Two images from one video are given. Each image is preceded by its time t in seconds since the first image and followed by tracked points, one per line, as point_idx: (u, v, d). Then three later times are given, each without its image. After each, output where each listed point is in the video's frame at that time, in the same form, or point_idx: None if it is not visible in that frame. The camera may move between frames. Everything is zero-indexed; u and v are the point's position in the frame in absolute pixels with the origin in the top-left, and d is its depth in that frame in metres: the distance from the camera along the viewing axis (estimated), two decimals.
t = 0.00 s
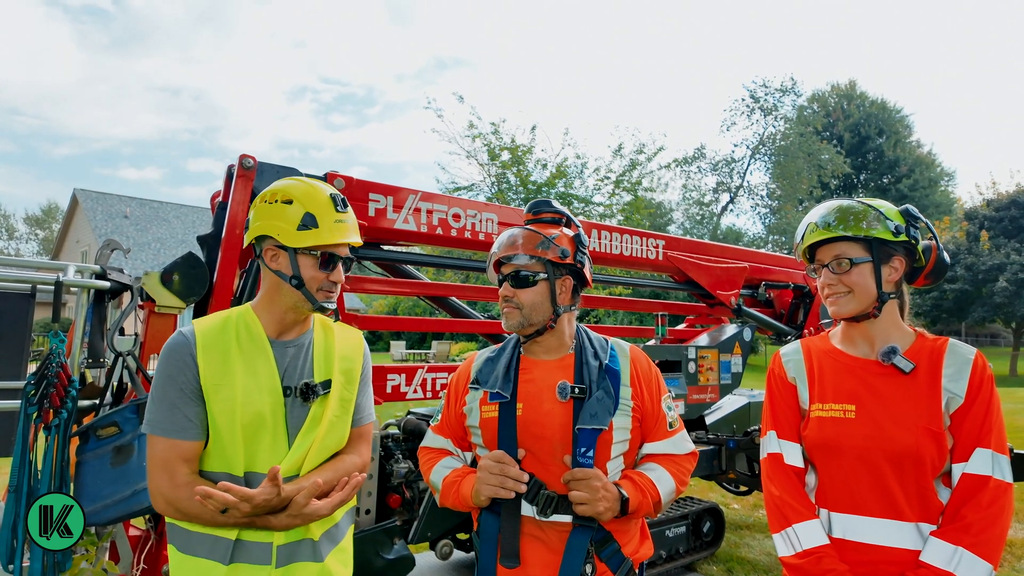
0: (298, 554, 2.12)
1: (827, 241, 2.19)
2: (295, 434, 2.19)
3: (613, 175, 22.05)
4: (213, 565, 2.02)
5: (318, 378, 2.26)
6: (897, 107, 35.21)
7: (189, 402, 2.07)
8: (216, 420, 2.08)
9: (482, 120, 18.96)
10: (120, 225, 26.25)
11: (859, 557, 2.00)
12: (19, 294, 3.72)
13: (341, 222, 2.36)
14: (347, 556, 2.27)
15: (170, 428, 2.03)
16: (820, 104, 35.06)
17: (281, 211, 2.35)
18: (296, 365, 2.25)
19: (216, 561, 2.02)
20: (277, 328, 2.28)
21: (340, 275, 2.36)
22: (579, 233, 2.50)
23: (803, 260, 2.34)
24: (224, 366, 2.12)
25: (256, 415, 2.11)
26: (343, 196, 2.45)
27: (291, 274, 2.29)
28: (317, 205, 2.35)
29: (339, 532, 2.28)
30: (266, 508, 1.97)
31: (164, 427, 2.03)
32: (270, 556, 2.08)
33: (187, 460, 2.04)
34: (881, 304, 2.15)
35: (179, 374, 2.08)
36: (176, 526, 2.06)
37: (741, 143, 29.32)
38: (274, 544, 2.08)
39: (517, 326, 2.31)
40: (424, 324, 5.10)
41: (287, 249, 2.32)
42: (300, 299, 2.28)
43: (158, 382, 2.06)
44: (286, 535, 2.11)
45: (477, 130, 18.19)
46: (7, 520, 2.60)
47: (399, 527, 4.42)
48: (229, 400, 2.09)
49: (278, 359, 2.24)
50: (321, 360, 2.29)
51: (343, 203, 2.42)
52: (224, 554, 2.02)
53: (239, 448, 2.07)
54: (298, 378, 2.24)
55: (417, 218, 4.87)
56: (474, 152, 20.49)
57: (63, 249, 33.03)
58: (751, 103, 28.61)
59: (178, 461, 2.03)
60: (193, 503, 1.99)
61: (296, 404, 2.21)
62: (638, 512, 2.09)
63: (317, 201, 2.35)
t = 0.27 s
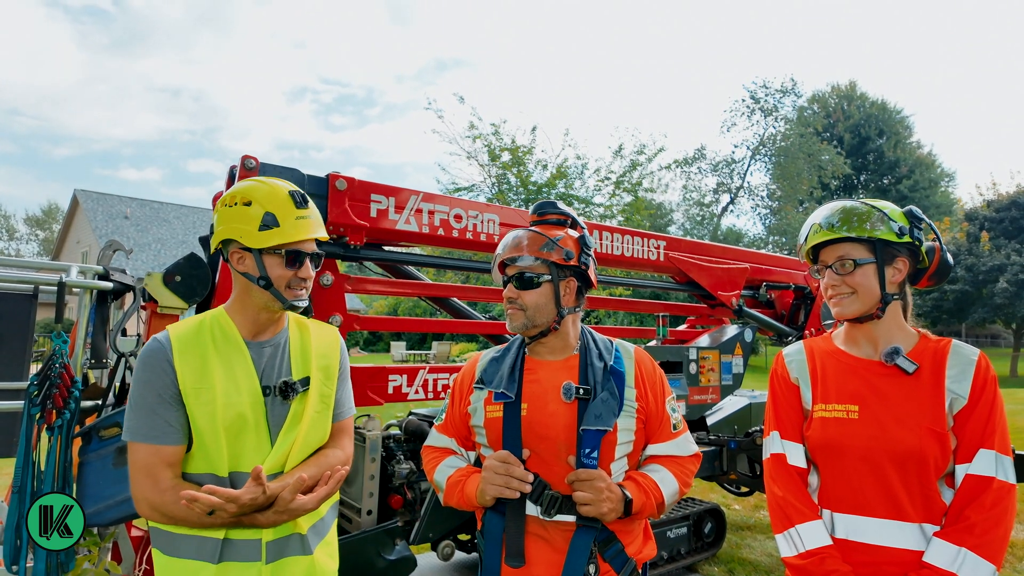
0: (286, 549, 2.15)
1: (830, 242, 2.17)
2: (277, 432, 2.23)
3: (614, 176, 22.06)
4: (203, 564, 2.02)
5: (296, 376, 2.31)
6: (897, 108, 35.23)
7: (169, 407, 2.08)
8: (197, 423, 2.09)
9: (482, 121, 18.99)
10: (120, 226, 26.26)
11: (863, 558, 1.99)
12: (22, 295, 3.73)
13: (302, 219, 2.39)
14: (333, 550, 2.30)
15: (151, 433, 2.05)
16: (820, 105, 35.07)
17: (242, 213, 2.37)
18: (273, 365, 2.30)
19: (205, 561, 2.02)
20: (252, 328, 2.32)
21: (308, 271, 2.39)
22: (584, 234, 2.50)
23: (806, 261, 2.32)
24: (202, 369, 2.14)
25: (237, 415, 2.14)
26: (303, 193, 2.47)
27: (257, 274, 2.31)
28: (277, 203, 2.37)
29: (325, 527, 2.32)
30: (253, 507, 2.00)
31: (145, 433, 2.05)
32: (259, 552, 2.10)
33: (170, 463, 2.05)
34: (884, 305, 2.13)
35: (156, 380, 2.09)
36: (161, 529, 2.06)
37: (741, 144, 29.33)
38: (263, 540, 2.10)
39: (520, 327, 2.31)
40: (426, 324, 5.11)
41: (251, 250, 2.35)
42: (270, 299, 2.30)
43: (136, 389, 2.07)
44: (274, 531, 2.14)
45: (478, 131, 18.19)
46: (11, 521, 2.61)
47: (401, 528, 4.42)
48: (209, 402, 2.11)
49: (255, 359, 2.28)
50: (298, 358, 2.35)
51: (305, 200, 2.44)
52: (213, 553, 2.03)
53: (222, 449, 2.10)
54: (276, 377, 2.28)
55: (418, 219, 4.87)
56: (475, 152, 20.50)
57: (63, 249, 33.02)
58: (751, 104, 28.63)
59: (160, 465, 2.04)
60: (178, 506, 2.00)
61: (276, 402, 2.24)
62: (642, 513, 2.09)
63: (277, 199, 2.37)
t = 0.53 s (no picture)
0: (277, 545, 2.17)
1: (831, 242, 2.17)
2: (265, 429, 2.25)
3: (614, 177, 22.06)
4: (195, 563, 2.03)
5: (283, 373, 2.33)
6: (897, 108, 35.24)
7: (157, 406, 2.09)
8: (185, 422, 2.10)
9: (482, 121, 19.00)
10: (121, 227, 26.27)
11: (864, 557, 1.99)
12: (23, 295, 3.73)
13: (284, 219, 2.41)
14: (322, 545, 2.32)
15: (139, 433, 2.05)
16: (820, 105, 35.08)
17: (223, 213, 2.39)
18: (259, 364, 2.31)
19: (196, 560, 2.03)
20: (237, 328, 2.34)
21: (291, 270, 2.41)
22: (588, 235, 2.49)
23: (807, 261, 2.32)
24: (189, 368, 2.15)
25: (225, 413, 2.15)
26: (284, 193, 2.49)
27: (241, 273, 2.33)
28: (258, 203, 2.39)
29: (315, 522, 2.33)
30: (244, 500, 2.02)
31: (132, 433, 2.04)
32: (250, 548, 2.11)
33: (159, 462, 2.06)
34: (886, 305, 2.13)
35: (143, 380, 2.09)
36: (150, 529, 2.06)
37: (741, 144, 29.33)
38: (254, 536, 2.12)
39: (522, 328, 2.31)
40: (427, 325, 5.12)
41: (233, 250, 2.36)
42: (254, 297, 2.32)
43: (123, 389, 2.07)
44: (265, 527, 2.15)
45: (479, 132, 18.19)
46: (12, 521, 2.61)
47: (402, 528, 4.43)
48: (197, 401, 2.12)
49: (240, 358, 2.29)
50: (284, 354, 2.37)
51: (285, 200, 2.47)
52: (205, 551, 2.04)
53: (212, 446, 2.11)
54: (263, 374, 2.31)
55: (420, 219, 4.87)
56: (475, 153, 20.51)
57: (64, 250, 33.03)
58: (751, 105, 28.64)
59: (149, 464, 2.04)
60: (169, 503, 2.00)
61: (263, 399, 2.27)
62: (644, 512, 2.09)
63: (257, 199, 2.40)
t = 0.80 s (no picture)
0: (269, 543, 2.17)
1: (831, 243, 2.18)
2: (256, 429, 2.25)
3: (615, 177, 22.08)
4: (187, 561, 2.05)
5: (272, 372, 2.34)
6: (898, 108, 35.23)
7: (147, 406, 2.10)
8: (174, 422, 2.11)
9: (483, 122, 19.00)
10: (121, 227, 26.27)
11: (866, 558, 1.99)
12: (25, 295, 3.74)
13: (267, 217, 2.41)
14: (315, 544, 2.33)
15: (130, 434, 2.06)
16: (821, 106, 35.07)
17: (206, 214, 2.39)
18: (248, 365, 2.32)
19: (188, 558, 2.05)
20: (226, 329, 2.35)
21: (275, 269, 2.40)
22: (587, 236, 2.49)
23: (808, 261, 2.32)
24: (178, 369, 2.17)
25: (214, 413, 2.16)
26: (267, 194, 2.50)
27: (225, 273, 2.33)
28: (239, 202, 2.39)
29: (307, 522, 2.34)
30: (234, 497, 2.02)
31: (122, 433, 2.06)
32: (242, 547, 2.12)
33: (150, 462, 2.07)
34: (887, 305, 2.13)
35: (133, 381, 2.11)
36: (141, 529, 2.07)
37: (742, 145, 29.32)
38: (245, 534, 2.13)
39: (522, 329, 2.31)
40: (428, 325, 5.12)
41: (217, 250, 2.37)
42: (240, 297, 2.32)
43: (112, 390, 2.09)
44: (257, 525, 2.16)
45: (479, 132, 18.19)
46: (14, 521, 2.61)
47: (403, 528, 4.43)
48: (186, 400, 2.13)
49: (230, 359, 2.30)
50: (273, 354, 2.37)
51: (268, 200, 2.47)
52: (196, 549, 2.06)
53: (201, 444, 2.12)
54: (251, 374, 2.31)
55: (421, 220, 4.88)
56: (476, 153, 20.52)
57: (65, 250, 33.06)
58: (752, 105, 28.64)
59: (140, 464, 2.05)
60: (160, 501, 2.01)
61: (252, 399, 2.27)
62: (645, 512, 2.09)
63: (239, 199, 2.40)
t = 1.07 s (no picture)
0: (265, 541, 2.17)
1: (832, 242, 2.17)
2: (251, 427, 2.25)
3: (615, 177, 22.08)
4: (183, 559, 2.05)
5: (267, 371, 2.34)
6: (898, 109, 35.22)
7: (142, 404, 2.11)
8: (168, 419, 2.12)
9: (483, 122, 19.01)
10: (122, 228, 26.29)
11: (867, 558, 1.99)
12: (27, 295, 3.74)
13: (260, 215, 2.40)
14: (311, 543, 2.32)
15: (126, 432, 2.08)
16: (821, 106, 35.06)
17: (200, 213, 2.39)
18: (244, 364, 2.32)
19: (183, 555, 2.05)
20: (222, 328, 2.35)
21: (270, 266, 2.39)
22: (586, 235, 2.48)
23: (809, 260, 2.32)
24: (173, 367, 2.18)
25: (208, 410, 2.16)
26: (260, 191, 2.49)
27: (219, 272, 2.33)
28: (232, 201, 2.39)
29: (304, 520, 2.33)
30: (225, 493, 2.02)
31: (119, 431, 2.08)
32: (237, 545, 2.12)
33: (146, 459, 2.08)
34: (888, 304, 2.12)
35: (129, 379, 2.13)
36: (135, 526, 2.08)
37: (742, 145, 29.31)
38: (240, 532, 2.13)
39: (521, 329, 2.31)
40: (429, 325, 5.12)
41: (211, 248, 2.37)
42: (234, 295, 2.32)
43: (109, 388, 2.11)
44: (252, 522, 2.16)
45: (480, 132, 18.19)
46: (15, 521, 2.61)
47: (404, 528, 4.43)
48: (180, 398, 2.14)
49: (226, 358, 2.30)
50: (269, 353, 2.37)
51: (262, 197, 2.46)
52: (191, 546, 2.06)
53: (195, 442, 2.12)
54: (247, 373, 2.31)
55: (422, 220, 4.88)
56: (476, 153, 20.53)
57: (65, 250, 33.08)
58: (752, 105, 28.64)
59: (135, 461, 2.07)
60: (153, 498, 2.03)
61: (248, 397, 2.28)
62: (647, 510, 2.09)
63: (232, 197, 2.39)
